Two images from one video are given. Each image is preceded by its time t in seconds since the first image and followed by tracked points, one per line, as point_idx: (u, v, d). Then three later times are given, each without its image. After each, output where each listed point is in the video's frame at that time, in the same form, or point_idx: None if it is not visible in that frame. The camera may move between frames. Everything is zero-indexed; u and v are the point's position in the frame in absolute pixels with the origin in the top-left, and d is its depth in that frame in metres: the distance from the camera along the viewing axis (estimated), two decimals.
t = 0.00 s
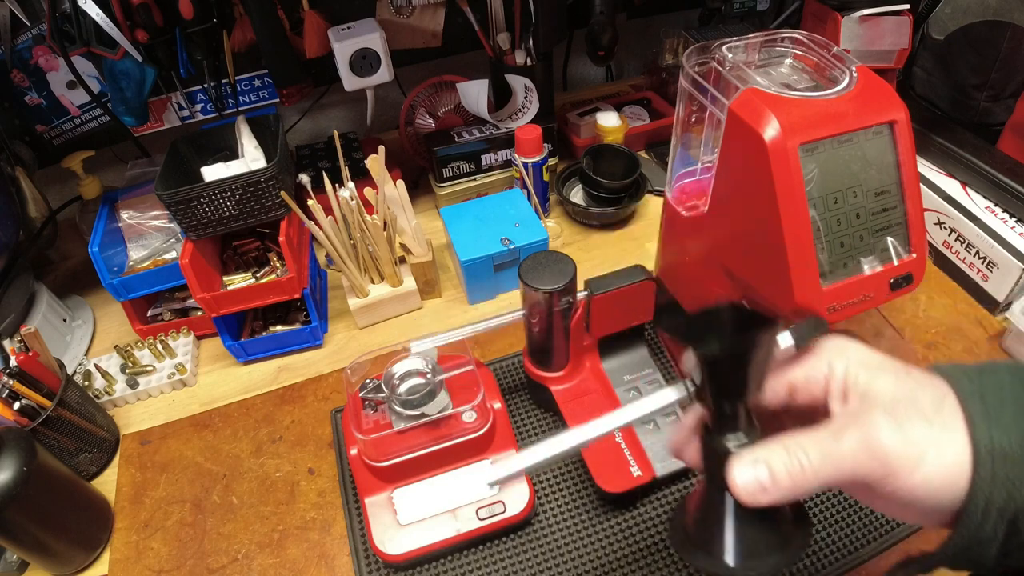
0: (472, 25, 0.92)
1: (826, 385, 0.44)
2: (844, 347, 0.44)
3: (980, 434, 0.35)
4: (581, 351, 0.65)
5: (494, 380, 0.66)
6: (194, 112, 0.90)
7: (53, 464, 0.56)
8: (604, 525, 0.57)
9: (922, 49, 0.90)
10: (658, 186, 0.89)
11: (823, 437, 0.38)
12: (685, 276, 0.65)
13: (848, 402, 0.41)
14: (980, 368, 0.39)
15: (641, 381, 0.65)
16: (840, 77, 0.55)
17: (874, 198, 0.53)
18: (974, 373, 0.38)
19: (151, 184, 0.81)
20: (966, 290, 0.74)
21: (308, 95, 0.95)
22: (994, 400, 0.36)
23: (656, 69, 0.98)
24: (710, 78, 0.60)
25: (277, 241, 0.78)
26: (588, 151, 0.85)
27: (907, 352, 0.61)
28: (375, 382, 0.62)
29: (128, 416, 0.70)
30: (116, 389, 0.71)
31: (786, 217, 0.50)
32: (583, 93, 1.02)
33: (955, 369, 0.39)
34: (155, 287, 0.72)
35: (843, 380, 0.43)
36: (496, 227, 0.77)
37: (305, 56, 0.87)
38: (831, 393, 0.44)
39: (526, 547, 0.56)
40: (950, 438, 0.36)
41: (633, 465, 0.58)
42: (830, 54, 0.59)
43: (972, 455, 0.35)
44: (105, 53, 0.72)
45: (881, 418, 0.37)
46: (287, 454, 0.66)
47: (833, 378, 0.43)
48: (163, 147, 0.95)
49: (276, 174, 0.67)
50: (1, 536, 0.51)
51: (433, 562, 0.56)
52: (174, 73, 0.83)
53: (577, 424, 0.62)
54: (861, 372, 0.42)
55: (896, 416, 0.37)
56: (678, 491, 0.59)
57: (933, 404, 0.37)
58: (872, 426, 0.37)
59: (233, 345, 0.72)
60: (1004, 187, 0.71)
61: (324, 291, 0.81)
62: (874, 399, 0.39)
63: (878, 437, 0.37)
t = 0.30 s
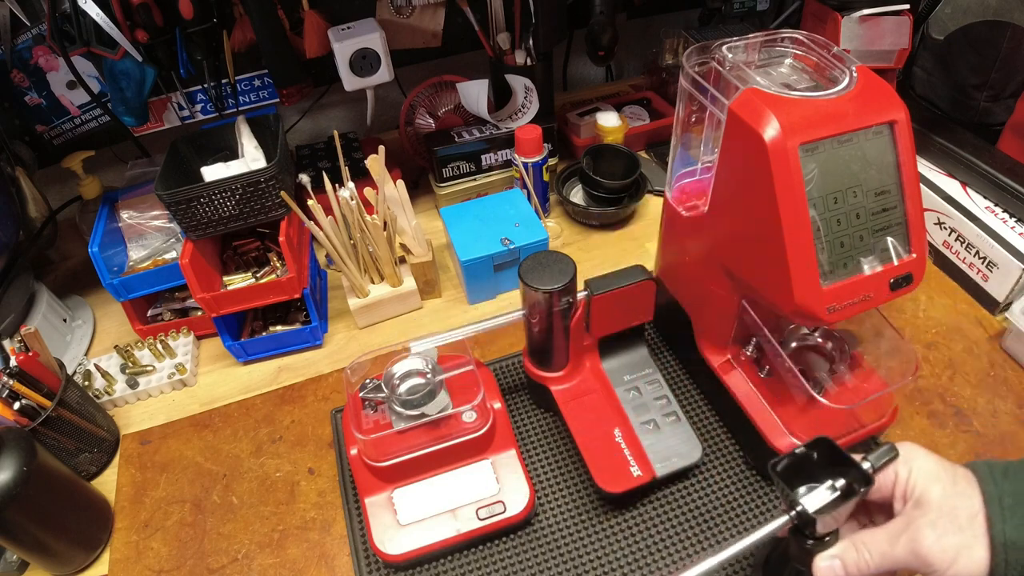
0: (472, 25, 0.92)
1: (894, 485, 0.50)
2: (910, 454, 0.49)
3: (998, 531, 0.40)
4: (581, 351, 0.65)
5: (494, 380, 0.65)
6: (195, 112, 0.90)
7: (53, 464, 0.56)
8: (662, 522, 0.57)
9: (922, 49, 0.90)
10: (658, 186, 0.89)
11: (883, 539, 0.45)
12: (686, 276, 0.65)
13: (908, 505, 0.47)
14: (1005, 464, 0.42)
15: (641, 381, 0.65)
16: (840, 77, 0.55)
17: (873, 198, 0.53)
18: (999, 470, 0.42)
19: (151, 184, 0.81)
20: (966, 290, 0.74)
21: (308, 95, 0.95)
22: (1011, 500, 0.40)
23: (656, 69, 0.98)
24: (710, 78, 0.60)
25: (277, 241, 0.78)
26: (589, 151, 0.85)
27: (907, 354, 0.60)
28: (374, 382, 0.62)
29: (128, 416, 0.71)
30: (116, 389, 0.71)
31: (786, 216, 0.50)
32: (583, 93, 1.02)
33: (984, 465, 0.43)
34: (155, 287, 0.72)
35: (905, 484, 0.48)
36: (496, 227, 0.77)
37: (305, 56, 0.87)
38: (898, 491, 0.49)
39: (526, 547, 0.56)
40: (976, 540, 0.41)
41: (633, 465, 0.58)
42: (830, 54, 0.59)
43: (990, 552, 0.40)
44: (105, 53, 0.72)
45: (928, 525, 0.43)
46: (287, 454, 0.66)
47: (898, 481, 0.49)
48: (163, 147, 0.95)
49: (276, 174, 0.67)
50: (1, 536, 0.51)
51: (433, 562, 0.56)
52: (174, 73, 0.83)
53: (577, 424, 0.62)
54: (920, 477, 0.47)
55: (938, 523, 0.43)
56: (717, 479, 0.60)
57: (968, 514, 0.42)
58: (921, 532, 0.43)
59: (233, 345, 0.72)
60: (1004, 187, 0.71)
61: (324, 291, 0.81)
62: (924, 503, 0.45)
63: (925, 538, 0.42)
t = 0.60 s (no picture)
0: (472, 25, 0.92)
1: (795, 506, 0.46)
2: (820, 475, 0.46)
3: (882, 568, 0.39)
4: (581, 351, 0.65)
5: (494, 380, 0.65)
6: (195, 112, 0.90)
7: (53, 464, 0.56)
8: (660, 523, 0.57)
9: (922, 49, 0.90)
10: (658, 186, 0.89)
11: (775, 553, 0.44)
12: (686, 276, 0.65)
13: (800, 525, 0.44)
14: (902, 498, 0.41)
15: (641, 381, 0.65)
16: (840, 76, 0.55)
17: (874, 198, 0.53)
18: (896, 503, 0.41)
19: (151, 184, 0.81)
20: (966, 290, 0.74)
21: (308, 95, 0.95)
22: (899, 540, 0.39)
23: (656, 69, 0.98)
24: (710, 78, 0.60)
25: (277, 241, 0.78)
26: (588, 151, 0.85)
27: (907, 354, 0.61)
28: (374, 382, 0.62)
29: (128, 417, 0.71)
30: (116, 389, 0.71)
31: (786, 216, 0.50)
32: (583, 93, 1.02)
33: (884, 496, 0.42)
34: (155, 287, 0.72)
35: (807, 504, 0.45)
36: (496, 227, 0.77)
37: (305, 56, 0.87)
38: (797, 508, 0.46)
39: (526, 547, 0.56)
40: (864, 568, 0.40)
41: (633, 465, 0.58)
42: (830, 54, 0.59)
43: None
44: (105, 53, 0.72)
45: (819, 549, 0.42)
46: (287, 454, 0.66)
47: (799, 500, 0.46)
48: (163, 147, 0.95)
49: (275, 174, 0.67)
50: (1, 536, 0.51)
51: (433, 562, 0.56)
52: (174, 73, 0.83)
53: (577, 424, 0.62)
54: (824, 496, 0.45)
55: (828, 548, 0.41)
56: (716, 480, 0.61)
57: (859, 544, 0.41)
58: (809, 554, 0.42)
59: (233, 345, 0.72)
60: (1004, 187, 0.71)
61: (324, 291, 0.81)
62: (818, 524, 0.43)
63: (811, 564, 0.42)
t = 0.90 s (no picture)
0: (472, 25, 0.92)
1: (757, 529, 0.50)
2: (776, 500, 0.50)
3: None
4: (581, 351, 0.65)
5: (494, 380, 0.65)
6: (195, 112, 0.90)
7: (52, 464, 0.56)
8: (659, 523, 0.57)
9: (922, 49, 0.90)
10: (658, 187, 0.90)
11: None
12: (685, 276, 0.65)
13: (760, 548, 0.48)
14: (850, 520, 0.44)
15: (641, 381, 0.65)
16: (840, 76, 0.55)
17: (874, 198, 0.53)
18: (844, 526, 0.44)
19: (151, 184, 0.81)
20: (966, 290, 0.74)
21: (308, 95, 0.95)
22: (844, 561, 0.41)
23: (656, 69, 0.98)
24: (710, 78, 0.60)
25: (277, 241, 0.78)
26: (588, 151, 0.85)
27: (907, 354, 0.61)
28: (374, 382, 0.62)
29: (128, 416, 0.71)
30: (116, 389, 0.71)
31: (786, 216, 0.50)
32: (583, 93, 1.02)
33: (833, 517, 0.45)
34: (155, 287, 0.72)
35: (766, 528, 0.49)
36: (496, 227, 0.77)
37: (305, 56, 0.87)
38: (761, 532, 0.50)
39: (525, 547, 0.56)
40: None
41: (633, 466, 0.58)
42: (830, 54, 0.59)
43: None
44: (105, 53, 0.72)
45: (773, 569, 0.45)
46: (287, 454, 0.66)
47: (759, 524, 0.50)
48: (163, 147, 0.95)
49: (275, 174, 0.67)
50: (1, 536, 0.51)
51: (433, 562, 0.56)
52: (174, 73, 0.83)
53: (576, 424, 0.62)
54: (781, 524, 0.49)
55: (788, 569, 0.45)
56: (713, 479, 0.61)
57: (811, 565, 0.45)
58: None
59: (233, 345, 0.72)
60: (1004, 187, 0.71)
61: (324, 291, 0.81)
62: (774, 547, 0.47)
63: None
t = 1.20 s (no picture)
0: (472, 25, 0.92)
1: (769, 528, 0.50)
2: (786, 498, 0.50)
3: None
4: (581, 350, 0.65)
5: (494, 380, 0.65)
6: (195, 112, 0.90)
7: (52, 464, 0.56)
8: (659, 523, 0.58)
9: (922, 49, 0.90)
10: (658, 187, 0.90)
11: None
12: (685, 276, 0.65)
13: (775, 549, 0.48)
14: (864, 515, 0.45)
15: (641, 381, 0.65)
16: (840, 77, 0.55)
17: (874, 198, 0.53)
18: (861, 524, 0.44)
19: (151, 184, 0.81)
20: (966, 290, 0.74)
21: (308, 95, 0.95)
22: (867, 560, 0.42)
23: (656, 69, 0.98)
24: (710, 78, 0.60)
25: (277, 241, 0.78)
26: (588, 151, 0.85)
27: (907, 354, 0.61)
28: (374, 382, 0.62)
29: (128, 416, 0.71)
30: (116, 389, 0.71)
31: (786, 216, 0.50)
32: (583, 93, 1.02)
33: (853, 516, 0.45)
34: (155, 287, 0.72)
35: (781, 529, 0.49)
36: (496, 227, 0.77)
37: (305, 56, 0.87)
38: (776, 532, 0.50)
39: (525, 547, 0.56)
40: None
41: (633, 465, 0.58)
42: (829, 54, 0.59)
43: None
44: (105, 53, 0.72)
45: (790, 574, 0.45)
46: (287, 454, 0.66)
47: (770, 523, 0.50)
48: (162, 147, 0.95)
49: (275, 174, 0.67)
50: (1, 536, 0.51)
51: (433, 562, 0.56)
52: (174, 73, 0.83)
53: (576, 424, 0.62)
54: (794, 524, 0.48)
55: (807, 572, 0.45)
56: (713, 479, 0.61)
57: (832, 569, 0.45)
58: None
59: (233, 345, 0.72)
60: (1004, 187, 0.71)
61: (324, 291, 0.81)
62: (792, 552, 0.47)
63: None
